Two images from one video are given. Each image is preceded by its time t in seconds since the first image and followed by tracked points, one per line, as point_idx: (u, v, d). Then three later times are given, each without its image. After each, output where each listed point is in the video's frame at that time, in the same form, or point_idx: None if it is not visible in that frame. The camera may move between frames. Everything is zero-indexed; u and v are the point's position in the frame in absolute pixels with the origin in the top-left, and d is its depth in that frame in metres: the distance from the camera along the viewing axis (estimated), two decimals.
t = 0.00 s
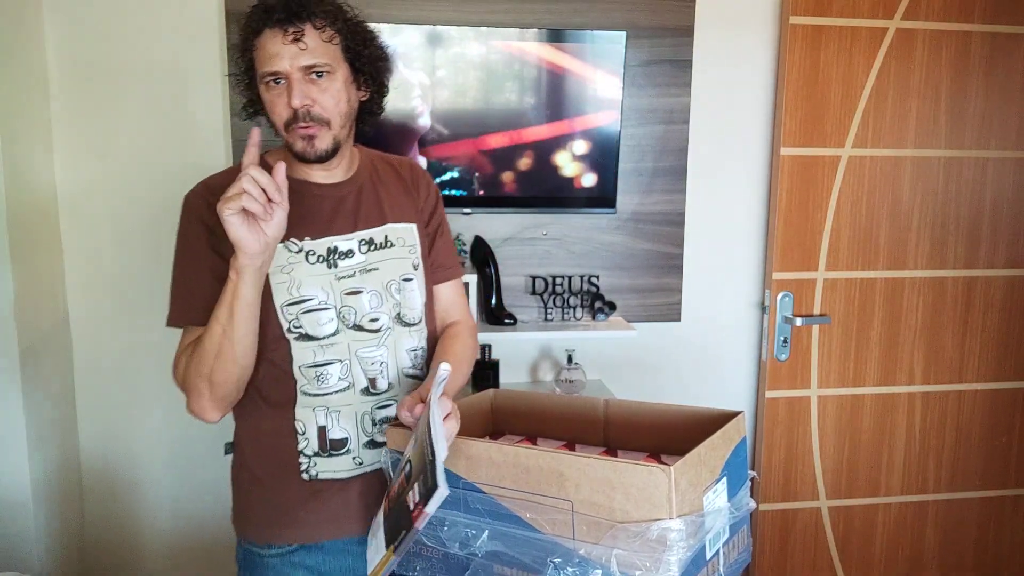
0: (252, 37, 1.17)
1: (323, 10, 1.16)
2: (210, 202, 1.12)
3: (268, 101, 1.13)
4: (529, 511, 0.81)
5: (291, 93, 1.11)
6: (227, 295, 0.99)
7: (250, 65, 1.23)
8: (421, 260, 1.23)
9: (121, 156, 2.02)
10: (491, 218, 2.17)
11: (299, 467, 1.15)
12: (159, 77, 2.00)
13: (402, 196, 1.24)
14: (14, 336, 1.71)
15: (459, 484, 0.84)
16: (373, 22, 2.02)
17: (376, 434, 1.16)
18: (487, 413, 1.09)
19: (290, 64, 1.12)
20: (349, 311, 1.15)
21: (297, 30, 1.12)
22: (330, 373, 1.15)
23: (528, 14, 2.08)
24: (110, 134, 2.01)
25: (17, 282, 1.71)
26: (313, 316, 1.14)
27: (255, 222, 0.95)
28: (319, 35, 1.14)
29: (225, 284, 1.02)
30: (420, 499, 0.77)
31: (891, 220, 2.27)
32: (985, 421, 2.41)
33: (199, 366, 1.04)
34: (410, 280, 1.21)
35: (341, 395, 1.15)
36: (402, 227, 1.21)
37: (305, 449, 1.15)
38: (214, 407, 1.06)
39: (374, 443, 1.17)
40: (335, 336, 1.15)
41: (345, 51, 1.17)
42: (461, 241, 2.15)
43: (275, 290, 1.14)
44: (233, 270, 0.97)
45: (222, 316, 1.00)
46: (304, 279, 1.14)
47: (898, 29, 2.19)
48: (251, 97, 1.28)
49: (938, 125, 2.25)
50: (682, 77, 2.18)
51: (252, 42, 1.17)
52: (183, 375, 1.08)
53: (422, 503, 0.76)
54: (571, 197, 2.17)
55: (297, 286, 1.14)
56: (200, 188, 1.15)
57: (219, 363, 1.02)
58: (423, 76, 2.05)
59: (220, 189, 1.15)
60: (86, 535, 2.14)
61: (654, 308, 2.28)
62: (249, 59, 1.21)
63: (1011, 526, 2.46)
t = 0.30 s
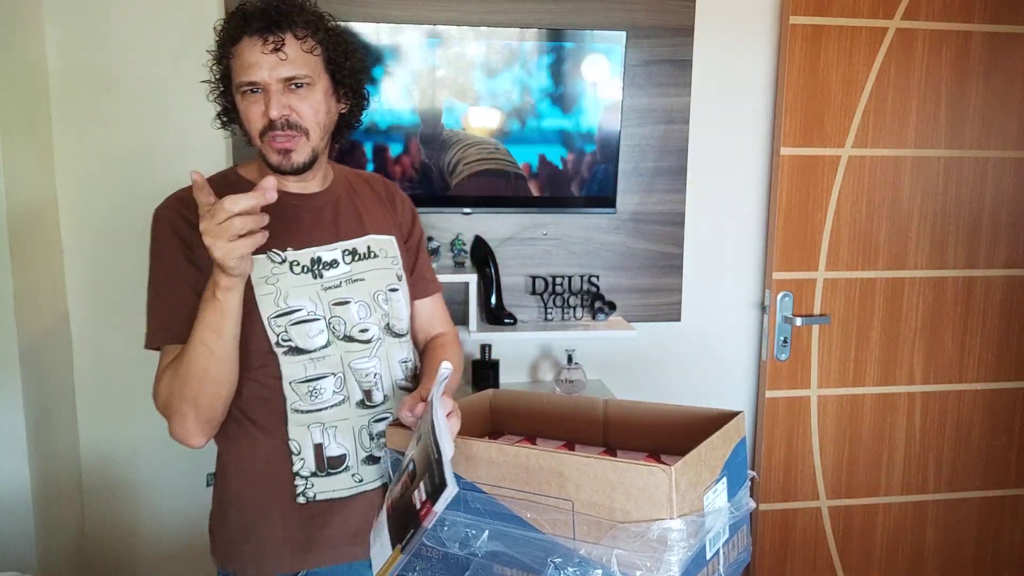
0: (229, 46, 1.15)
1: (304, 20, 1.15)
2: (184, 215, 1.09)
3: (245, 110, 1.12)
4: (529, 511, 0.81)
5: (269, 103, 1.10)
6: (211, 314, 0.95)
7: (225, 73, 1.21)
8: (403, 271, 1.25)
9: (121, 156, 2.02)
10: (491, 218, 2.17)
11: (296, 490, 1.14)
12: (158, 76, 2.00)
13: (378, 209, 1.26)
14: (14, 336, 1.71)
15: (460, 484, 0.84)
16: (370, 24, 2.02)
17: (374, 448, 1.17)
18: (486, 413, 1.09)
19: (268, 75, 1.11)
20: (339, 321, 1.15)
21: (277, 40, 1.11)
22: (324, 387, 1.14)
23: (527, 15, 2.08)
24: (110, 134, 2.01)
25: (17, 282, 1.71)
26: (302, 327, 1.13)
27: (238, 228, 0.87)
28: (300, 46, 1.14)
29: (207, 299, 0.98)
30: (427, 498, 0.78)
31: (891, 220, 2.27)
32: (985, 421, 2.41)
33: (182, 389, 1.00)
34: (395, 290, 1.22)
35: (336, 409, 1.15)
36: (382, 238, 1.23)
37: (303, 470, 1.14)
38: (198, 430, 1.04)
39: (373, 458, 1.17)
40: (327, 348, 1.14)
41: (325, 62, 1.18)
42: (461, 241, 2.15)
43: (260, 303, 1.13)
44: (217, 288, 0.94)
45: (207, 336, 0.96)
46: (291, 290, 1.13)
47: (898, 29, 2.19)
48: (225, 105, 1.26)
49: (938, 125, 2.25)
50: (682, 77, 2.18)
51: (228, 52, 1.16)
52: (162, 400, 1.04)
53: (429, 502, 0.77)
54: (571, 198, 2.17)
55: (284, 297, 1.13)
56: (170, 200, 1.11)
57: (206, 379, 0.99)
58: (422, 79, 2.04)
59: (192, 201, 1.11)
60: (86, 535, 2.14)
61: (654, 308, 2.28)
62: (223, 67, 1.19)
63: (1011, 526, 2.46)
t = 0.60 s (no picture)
0: (213, 38, 1.14)
1: (292, 14, 1.15)
2: (162, 217, 1.09)
3: (230, 107, 1.12)
4: (527, 512, 0.81)
5: (256, 100, 1.10)
6: (191, 328, 0.95)
7: (207, 64, 1.20)
8: (389, 277, 1.25)
9: (122, 156, 2.03)
10: (491, 218, 2.18)
11: (278, 507, 1.15)
12: (157, 78, 2.00)
13: (363, 212, 1.26)
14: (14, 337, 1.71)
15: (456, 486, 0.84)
16: (369, 22, 2.02)
17: (357, 462, 1.18)
18: (484, 414, 1.09)
19: (255, 70, 1.11)
20: (322, 330, 1.15)
21: (265, 34, 1.11)
22: (305, 401, 1.14)
23: (528, 15, 2.08)
24: (108, 135, 2.01)
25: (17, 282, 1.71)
26: (284, 337, 1.14)
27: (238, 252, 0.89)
28: (288, 40, 1.13)
29: (190, 314, 0.97)
30: (432, 500, 0.77)
31: (891, 220, 2.27)
32: (985, 421, 2.41)
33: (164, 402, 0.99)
34: (381, 296, 1.22)
35: (318, 423, 1.16)
36: (369, 242, 1.23)
37: (284, 486, 1.15)
38: (174, 445, 1.03)
39: (357, 473, 1.18)
40: (309, 359, 1.15)
41: (314, 58, 1.18)
42: (462, 240, 2.15)
43: (242, 309, 1.13)
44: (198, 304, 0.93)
45: (187, 350, 0.96)
46: (274, 296, 1.14)
47: (898, 29, 2.19)
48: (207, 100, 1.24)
49: (938, 125, 2.25)
50: (682, 77, 2.18)
51: (213, 43, 1.14)
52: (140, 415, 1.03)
53: (435, 504, 0.77)
54: (570, 197, 2.17)
55: (266, 303, 1.13)
56: (147, 201, 1.11)
57: (192, 395, 0.98)
58: (422, 77, 2.04)
59: (171, 203, 1.11)
60: (85, 535, 2.14)
61: (654, 308, 2.28)
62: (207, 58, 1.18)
63: (1011, 526, 2.46)
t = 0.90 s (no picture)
0: (202, 45, 1.12)
1: (282, 16, 1.14)
2: (156, 224, 1.09)
3: (223, 115, 1.11)
4: (528, 511, 0.81)
5: (250, 108, 1.10)
6: (196, 346, 0.95)
7: (196, 68, 1.18)
8: (385, 277, 1.25)
9: (122, 157, 2.03)
10: (491, 218, 2.18)
11: (281, 511, 1.15)
12: (158, 79, 2.00)
13: (358, 212, 1.27)
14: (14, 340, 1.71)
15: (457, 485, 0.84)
16: (369, 23, 2.01)
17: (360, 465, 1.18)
18: (484, 414, 1.09)
19: (248, 78, 1.10)
20: (322, 335, 1.15)
21: (256, 42, 1.10)
22: (308, 406, 1.14)
23: (527, 14, 2.08)
24: (109, 137, 2.01)
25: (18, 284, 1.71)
26: (285, 343, 1.13)
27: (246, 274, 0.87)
28: (279, 45, 1.12)
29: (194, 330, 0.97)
30: (433, 500, 0.78)
31: (891, 220, 2.27)
32: (985, 421, 2.41)
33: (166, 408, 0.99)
34: (378, 297, 1.22)
35: (321, 428, 1.15)
36: (364, 242, 1.23)
37: (288, 491, 1.15)
38: (178, 455, 1.04)
39: (359, 476, 1.18)
40: (310, 364, 1.14)
41: (306, 61, 1.18)
42: (462, 241, 2.15)
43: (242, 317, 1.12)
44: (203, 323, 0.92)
45: (192, 366, 0.96)
46: (273, 304, 1.13)
47: (897, 29, 2.19)
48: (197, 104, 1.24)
49: (938, 124, 2.25)
50: (682, 77, 2.18)
51: (202, 50, 1.12)
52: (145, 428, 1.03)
53: (435, 505, 0.77)
54: (570, 197, 2.17)
55: (266, 311, 1.13)
56: (139, 208, 1.10)
57: (196, 409, 0.99)
58: (422, 78, 2.04)
59: (165, 209, 1.11)
60: (86, 536, 2.14)
61: (654, 308, 2.28)
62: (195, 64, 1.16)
63: (1011, 526, 2.46)
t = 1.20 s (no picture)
0: (207, 48, 1.12)
1: (288, 18, 1.14)
2: (162, 225, 1.08)
3: (231, 118, 1.11)
4: (527, 512, 0.81)
5: (257, 112, 1.10)
6: (200, 348, 0.95)
7: (201, 70, 1.18)
8: (390, 279, 1.25)
9: (123, 157, 2.03)
10: (491, 218, 2.17)
11: (281, 511, 1.15)
12: (158, 79, 2.00)
13: (363, 213, 1.27)
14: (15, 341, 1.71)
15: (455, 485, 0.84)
16: (368, 23, 2.01)
17: (361, 467, 1.18)
18: (484, 414, 1.09)
19: (254, 80, 1.10)
20: (324, 336, 1.15)
21: (263, 44, 1.10)
22: (310, 406, 1.14)
23: (527, 14, 2.08)
24: (110, 136, 2.01)
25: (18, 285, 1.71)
26: (288, 344, 1.13)
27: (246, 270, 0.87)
28: (285, 47, 1.12)
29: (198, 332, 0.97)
30: (427, 500, 0.78)
31: (891, 220, 2.27)
32: (985, 420, 2.41)
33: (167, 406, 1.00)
34: (382, 300, 1.22)
35: (323, 428, 1.15)
36: (370, 245, 1.23)
37: (288, 491, 1.15)
38: (180, 455, 1.04)
39: (360, 477, 1.18)
40: (312, 365, 1.14)
41: (312, 63, 1.18)
42: (461, 240, 2.15)
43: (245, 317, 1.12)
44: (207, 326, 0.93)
45: (195, 368, 0.96)
46: (276, 304, 1.13)
47: (898, 29, 2.19)
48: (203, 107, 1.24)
49: (938, 124, 2.25)
50: (682, 77, 2.18)
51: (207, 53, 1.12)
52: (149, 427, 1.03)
53: (429, 505, 0.78)
54: (570, 197, 2.17)
55: (269, 312, 1.13)
56: (146, 208, 1.10)
57: (198, 410, 0.99)
58: (422, 78, 2.04)
59: (171, 210, 1.10)
60: (86, 536, 2.14)
61: (654, 308, 2.28)
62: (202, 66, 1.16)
63: (1011, 526, 2.46)
